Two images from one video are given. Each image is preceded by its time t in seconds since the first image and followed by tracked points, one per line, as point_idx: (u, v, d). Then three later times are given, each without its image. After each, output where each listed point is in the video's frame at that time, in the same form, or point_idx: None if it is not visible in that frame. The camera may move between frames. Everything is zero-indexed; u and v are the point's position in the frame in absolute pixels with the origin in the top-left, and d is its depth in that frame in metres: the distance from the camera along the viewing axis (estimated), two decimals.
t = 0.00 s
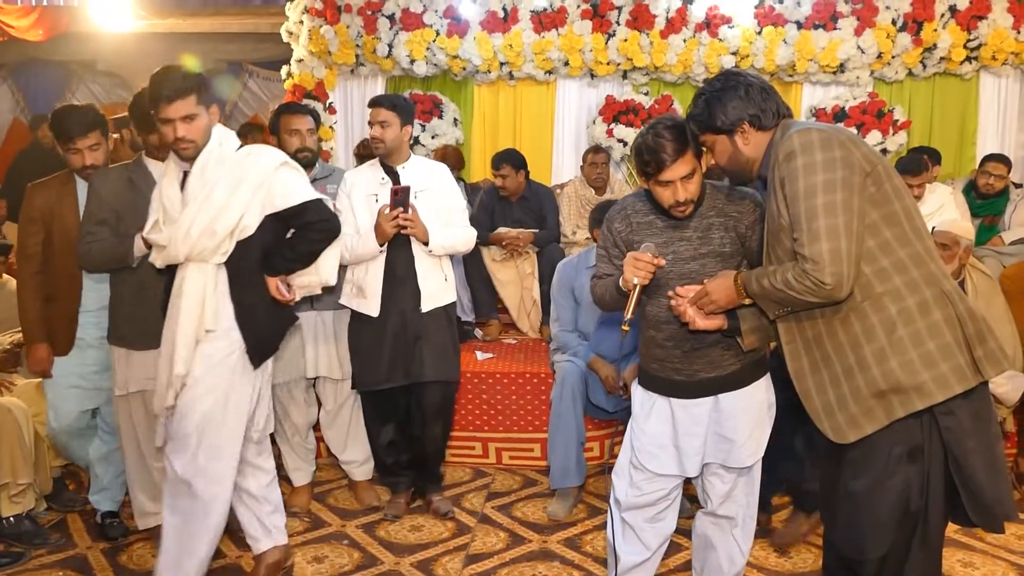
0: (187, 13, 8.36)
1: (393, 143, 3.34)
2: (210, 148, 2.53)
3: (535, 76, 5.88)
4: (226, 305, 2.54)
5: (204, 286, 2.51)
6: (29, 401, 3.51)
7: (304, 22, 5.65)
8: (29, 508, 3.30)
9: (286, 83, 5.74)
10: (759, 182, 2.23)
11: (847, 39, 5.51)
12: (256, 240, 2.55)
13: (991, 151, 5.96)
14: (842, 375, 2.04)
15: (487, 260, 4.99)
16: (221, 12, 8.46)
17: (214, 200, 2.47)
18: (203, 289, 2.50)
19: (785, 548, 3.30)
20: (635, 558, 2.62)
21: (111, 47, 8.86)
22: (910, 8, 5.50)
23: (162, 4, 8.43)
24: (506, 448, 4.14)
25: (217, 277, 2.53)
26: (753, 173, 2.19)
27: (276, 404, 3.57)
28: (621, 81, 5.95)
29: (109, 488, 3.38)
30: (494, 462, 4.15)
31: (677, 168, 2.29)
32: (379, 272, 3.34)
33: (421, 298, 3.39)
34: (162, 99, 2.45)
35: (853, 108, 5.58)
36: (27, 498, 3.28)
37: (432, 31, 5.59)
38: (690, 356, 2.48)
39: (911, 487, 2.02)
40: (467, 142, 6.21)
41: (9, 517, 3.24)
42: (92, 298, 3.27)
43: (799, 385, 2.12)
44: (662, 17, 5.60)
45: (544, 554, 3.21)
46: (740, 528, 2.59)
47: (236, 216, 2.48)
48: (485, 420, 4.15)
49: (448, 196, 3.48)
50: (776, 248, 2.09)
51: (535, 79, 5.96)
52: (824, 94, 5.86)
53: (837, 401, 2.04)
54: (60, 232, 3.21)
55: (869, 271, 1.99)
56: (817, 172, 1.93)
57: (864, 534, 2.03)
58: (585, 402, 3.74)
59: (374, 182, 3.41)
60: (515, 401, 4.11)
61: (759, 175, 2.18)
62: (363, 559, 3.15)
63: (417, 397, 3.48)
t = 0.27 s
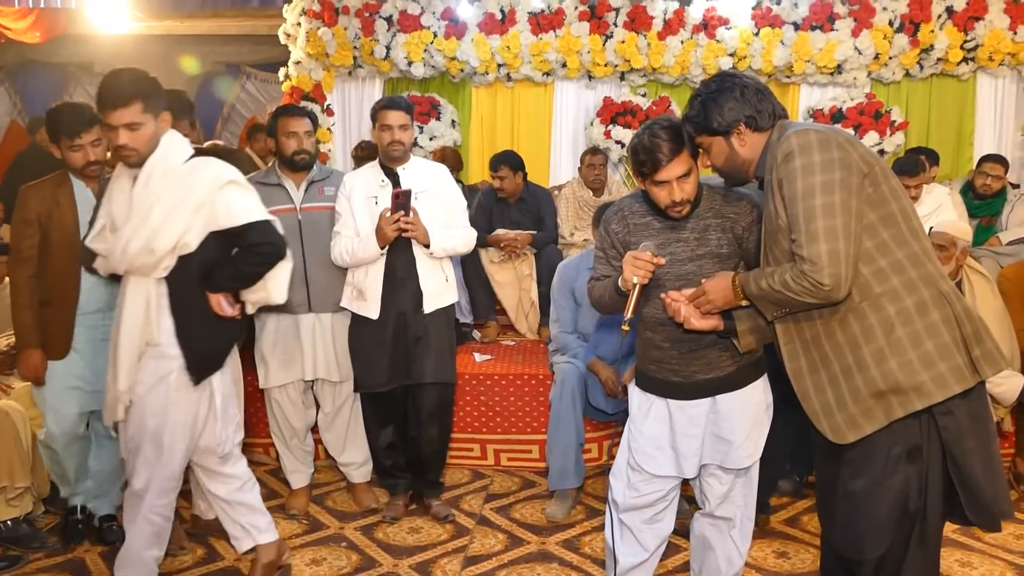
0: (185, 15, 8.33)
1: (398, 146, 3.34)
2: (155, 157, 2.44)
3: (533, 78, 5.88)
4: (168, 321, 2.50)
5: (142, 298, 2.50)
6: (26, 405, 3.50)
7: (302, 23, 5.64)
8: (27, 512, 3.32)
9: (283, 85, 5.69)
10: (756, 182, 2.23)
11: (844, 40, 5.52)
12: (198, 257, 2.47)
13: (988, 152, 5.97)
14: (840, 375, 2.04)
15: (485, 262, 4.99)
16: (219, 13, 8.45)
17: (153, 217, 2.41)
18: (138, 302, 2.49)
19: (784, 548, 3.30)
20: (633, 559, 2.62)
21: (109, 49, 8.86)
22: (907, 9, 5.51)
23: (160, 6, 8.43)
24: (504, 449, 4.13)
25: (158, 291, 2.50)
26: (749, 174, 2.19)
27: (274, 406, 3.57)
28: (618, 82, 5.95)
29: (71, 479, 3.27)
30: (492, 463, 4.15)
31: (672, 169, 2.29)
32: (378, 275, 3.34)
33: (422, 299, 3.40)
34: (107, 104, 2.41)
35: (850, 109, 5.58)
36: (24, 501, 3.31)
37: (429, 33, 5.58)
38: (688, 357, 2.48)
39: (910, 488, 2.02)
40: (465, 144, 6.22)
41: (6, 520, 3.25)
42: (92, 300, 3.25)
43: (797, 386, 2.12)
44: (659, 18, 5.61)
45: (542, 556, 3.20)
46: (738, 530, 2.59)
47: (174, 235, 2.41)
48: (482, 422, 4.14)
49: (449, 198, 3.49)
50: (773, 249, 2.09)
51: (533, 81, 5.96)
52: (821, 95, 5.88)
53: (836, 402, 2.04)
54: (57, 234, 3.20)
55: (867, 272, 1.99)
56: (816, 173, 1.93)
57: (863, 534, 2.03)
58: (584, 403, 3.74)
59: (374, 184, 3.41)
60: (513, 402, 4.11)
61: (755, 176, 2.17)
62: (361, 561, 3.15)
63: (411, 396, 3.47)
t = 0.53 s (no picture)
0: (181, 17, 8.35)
1: (407, 149, 3.36)
2: (99, 154, 2.49)
3: (530, 80, 5.89)
4: (100, 319, 2.56)
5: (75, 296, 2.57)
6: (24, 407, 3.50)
7: (299, 26, 5.64)
8: (25, 513, 3.29)
9: (282, 87, 5.77)
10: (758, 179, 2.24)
11: (841, 43, 5.53)
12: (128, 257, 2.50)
13: (985, 154, 5.99)
14: (840, 377, 2.04)
15: (483, 264, 4.98)
16: (216, 15, 8.46)
17: (87, 215, 2.46)
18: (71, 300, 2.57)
19: (781, 550, 3.31)
20: (631, 562, 2.62)
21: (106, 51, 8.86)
22: (903, 12, 5.53)
23: (158, 8, 8.43)
24: (502, 451, 4.14)
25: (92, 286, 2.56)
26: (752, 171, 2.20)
27: (271, 408, 3.56)
28: (616, 85, 5.97)
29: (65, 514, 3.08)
30: (490, 465, 4.15)
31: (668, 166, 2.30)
32: (384, 278, 3.34)
33: (428, 301, 3.40)
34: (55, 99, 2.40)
35: (846, 111, 5.59)
36: (22, 503, 3.28)
37: (427, 35, 5.59)
38: (688, 358, 2.48)
39: (906, 490, 2.02)
40: (462, 146, 6.23)
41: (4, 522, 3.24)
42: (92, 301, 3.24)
43: (796, 387, 2.13)
44: (656, 21, 5.62)
45: (540, 558, 3.21)
46: (735, 532, 2.59)
47: (102, 235, 2.45)
48: (480, 424, 4.15)
49: (454, 201, 3.50)
50: (775, 249, 2.09)
51: (530, 83, 5.97)
52: (818, 97, 5.89)
53: (835, 403, 2.05)
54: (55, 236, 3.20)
55: (868, 274, 2.00)
56: (820, 175, 1.93)
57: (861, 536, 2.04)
58: (582, 405, 3.74)
59: (380, 186, 3.41)
60: (511, 404, 4.11)
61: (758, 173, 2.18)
62: (359, 562, 3.15)
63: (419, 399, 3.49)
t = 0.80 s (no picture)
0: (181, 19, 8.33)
1: (414, 150, 3.36)
2: (74, 156, 2.55)
3: (529, 83, 5.90)
4: (89, 322, 2.62)
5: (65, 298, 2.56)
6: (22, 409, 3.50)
7: (297, 28, 5.64)
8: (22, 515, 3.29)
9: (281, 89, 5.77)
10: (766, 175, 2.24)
11: (839, 46, 5.54)
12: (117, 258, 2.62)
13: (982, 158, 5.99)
14: (843, 380, 2.03)
15: (481, 266, 4.92)
16: (214, 18, 8.47)
17: (78, 217, 2.51)
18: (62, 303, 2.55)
19: (779, 554, 3.31)
20: (625, 566, 2.66)
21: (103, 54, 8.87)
22: (901, 15, 5.55)
23: (156, 10, 8.45)
24: (500, 454, 4.14)
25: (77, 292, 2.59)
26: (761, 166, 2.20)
27: (269, 410, 3.56)
28: (614, 88, 5.97)
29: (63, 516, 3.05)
30: (488, 468, 4.15)
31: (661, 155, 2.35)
32: (395, 279, 3.34)
33: (439, 301, 3.41)
34: (26, 101, 2.46)
35: (844, 115, 5.60)
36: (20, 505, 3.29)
37: (426, 38, 5.60)
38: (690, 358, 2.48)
39: (904, 493, 2.02)
40: (461, 148, 6.23)
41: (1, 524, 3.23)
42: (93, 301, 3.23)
43: (797, 388, 2.11)
44: (655, 24, 5.63)
45: (538, 560, 3.21)
46: (735, 537, 2.60)
47: (97, 237, 2.53)
48: (479, 427, 4.14)
49: (462, 201, 3.51)
50: (785, 249, 2.07)
51: (529, 86, 5.98)
52: (816, 100, 5.90)
53: (837, 406, 2.04)
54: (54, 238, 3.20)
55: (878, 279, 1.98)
56: (838, 173, 1.92)
57: (857, 541, 2.04)
58: (580, 408, 3.74)
59: (390, 186, 3.40)
60: (510, 407, 4.11)
61: (768, 170, 2.18)
62: (356, 565, 3.15)
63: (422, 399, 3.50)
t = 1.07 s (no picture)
0: (180, 21, 8.33)
1: (419, 152, 3.36)
2: (52, 156, 2.57)
3: (528, 85, 5.90)
4: (79, 322, 2.62)
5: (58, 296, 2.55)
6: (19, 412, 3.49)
7: (297, 30, 5.64)
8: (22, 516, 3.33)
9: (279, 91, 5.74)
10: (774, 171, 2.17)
11: (838, 49, 5.55)
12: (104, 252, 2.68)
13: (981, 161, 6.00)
14: (843, 382, 1.99)
15: (480, 268, 4.91)
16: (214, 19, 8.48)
17: (75, 216, 2.55)
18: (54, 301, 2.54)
19: (778, 556, 3.31)
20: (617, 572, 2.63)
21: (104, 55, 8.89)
22: (900, 18, 5.56)
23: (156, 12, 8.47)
24: (499, 456, 4.14)
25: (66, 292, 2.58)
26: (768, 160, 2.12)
27: (268, 411, 3.56)
28: (613, 90, 5.98)
29: (60, 519, 3.03)
30: (487, 470, 4.15)
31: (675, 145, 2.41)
32: (399, 280, 3.34)
33: (444, 304, 3.41)
34: (16, 97, 2.45)
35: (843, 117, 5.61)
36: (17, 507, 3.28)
37: (425, 40, 5.60)
38: (692, 358, 2.47)
39: (899, 495, 2.01)
40: (460, 150, 6.23)
41: None
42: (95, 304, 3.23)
43: (795, 387, 2.06)
44: (654, 26, 5.63)
45: (537, 562, 3.21)
46: (732, 542, 2.60)
47: (96, 234, 2.57)
48: (478, 429, 4.15)
49: (468, 203, 3.51)
50: (791, 247, 1.99)
51: (528, 88, 5.98)
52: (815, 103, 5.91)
53: (834, 406, 2.00)
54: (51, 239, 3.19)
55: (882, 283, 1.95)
56: (855, 171, 1.83)
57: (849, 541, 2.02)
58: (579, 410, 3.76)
59: (396, 188, 3.41)
60: (509, 409, 4.11)
61: (777, 166, 2.09)
62: (355, 567, 3.15)
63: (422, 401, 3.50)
